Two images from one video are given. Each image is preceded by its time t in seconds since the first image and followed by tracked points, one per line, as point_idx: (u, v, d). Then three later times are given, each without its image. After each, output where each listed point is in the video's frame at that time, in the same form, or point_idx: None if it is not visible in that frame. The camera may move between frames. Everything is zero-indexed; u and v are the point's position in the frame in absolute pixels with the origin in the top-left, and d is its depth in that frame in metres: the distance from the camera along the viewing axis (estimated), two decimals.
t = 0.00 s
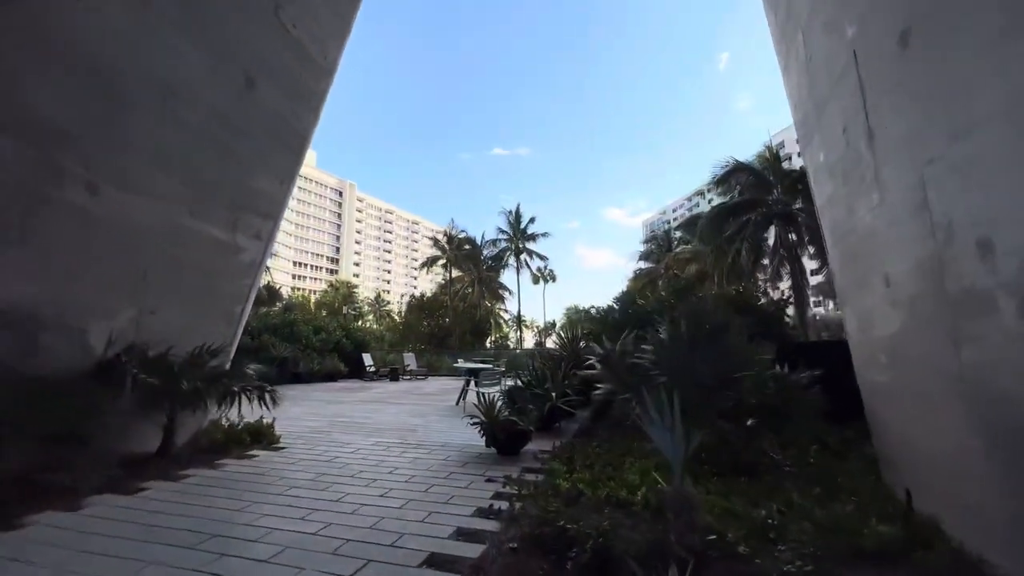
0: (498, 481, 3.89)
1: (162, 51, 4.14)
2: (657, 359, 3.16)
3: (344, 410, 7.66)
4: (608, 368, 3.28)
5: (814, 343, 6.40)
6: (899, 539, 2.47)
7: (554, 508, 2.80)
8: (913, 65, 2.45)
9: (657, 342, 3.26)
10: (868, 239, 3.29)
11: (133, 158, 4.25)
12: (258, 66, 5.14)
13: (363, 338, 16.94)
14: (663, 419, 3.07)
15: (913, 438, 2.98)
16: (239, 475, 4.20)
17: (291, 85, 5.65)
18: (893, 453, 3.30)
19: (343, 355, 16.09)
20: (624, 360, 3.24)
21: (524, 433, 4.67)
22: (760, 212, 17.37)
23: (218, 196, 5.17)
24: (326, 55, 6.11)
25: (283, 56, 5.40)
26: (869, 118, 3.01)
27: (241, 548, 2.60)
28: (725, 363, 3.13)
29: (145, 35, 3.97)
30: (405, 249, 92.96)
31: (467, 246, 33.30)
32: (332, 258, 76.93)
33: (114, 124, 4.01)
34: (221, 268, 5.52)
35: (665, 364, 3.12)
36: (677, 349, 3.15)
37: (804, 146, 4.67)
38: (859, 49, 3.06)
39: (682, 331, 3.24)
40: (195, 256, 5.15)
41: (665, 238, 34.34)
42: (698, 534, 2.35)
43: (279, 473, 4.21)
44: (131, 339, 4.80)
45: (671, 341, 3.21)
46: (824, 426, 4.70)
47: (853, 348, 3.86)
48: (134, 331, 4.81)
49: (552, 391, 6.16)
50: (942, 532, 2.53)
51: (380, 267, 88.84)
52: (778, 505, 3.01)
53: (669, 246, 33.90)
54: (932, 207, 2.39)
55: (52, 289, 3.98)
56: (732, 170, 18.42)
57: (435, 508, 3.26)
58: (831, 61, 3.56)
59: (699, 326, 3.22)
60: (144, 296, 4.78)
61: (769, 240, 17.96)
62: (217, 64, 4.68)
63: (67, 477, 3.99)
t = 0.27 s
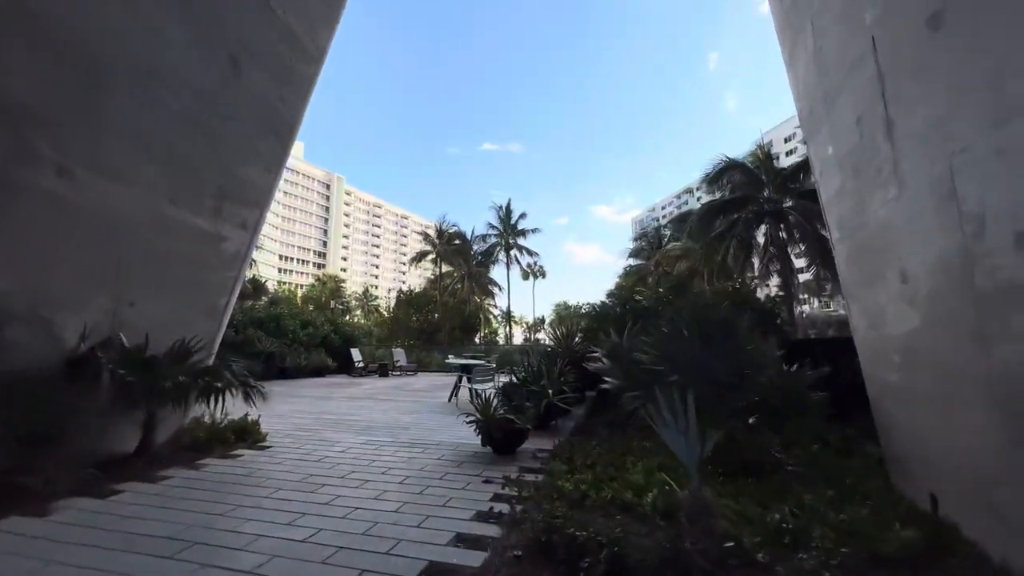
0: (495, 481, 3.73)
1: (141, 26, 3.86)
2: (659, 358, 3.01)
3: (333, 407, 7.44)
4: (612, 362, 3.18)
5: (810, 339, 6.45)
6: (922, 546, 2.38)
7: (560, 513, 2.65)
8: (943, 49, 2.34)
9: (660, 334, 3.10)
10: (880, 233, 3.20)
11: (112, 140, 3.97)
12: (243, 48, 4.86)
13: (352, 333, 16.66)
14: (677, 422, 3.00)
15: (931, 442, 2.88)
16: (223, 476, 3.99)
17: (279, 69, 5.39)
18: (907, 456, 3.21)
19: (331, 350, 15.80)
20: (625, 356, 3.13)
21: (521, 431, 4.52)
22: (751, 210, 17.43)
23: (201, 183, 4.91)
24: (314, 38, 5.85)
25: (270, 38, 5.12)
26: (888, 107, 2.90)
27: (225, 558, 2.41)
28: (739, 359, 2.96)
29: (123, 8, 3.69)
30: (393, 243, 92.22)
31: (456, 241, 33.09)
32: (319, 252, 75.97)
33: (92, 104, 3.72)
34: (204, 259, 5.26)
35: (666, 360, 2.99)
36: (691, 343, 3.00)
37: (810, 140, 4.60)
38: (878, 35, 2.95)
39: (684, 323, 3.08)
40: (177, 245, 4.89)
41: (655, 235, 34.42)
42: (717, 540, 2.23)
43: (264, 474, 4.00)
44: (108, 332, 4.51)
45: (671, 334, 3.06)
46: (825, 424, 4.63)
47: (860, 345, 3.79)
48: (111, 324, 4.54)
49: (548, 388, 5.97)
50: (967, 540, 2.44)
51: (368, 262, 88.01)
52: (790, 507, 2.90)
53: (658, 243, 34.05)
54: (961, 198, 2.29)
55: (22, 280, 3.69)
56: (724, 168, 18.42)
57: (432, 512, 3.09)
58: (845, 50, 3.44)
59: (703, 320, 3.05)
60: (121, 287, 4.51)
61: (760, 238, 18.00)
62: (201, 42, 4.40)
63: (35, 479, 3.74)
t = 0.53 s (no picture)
0: (500, 481, 3.58)
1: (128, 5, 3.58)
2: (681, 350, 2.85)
3: (325, 404, 7.22)
4: (625, 359, 2.94)
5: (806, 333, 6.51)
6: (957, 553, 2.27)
7: (576, 516, 2.50)
8: (981, 32, 2.22)
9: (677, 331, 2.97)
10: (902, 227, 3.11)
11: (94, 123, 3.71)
12: (234, 30, 4.58)
13: (342, 327, 16.40)
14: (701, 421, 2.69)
15: (961, 445, 2.78)
16: (212, 476, 3.78)
17: (272, 53, 5.10)
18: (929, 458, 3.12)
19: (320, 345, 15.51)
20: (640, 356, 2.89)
21: (524, 429, 4.39)
22: (744, 207, 17.49)
23: (188, 169, 4.65)
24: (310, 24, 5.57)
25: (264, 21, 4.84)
26: (916, 96, 2.79)
27: (218, 568, 2.23)
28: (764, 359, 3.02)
29: None
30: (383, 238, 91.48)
31: (447, 235, 32.85)
32: (307, 246, 75.04)
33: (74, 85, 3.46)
34: (190, 249, 5.01)
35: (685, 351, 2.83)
36: (709, 337, 2.90)
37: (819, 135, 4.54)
38: (904, 21, 2.83)
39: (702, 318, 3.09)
40: (161, 234, 4.63)
41: (646, 233, 34.50)
42: (746, 546, 2.10)
43: (256, 475, 3.80)
44: (87, 323, 4.30)
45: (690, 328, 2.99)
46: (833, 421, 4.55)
47: (874, 343, 3.71)
48: (91, 316, 4.31)
49: (549, 383, 5.83)
50: (1000, 547, 2.34)
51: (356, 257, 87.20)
52: (811, 509, 2.80)
53: (649, 240, 34.18)
54: (1002, 190, 2.19)
55: None
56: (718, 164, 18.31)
57: (436, 514, 2.93)
58: (862, 39, 3.35)
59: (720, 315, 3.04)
60: (102, 276, 4.26)
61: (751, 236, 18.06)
62: (190, 23, 4.13)
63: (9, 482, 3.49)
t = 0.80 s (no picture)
0: (507, 489, 3.43)
1: None
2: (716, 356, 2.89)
3: (316, 405, 6.98)
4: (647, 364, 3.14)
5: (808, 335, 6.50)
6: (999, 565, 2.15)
7: (597, 531, 2.36)
8: None
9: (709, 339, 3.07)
10: (924, 229, 3.03)
11: (72, 108, 3.46)
12: (222, 14, 4.29)
13: (331, 325, 16.08)
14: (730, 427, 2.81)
15: (992, 454, 2.69)
16: (200, 484, 3.56)
17: (262, 40, 4.82)
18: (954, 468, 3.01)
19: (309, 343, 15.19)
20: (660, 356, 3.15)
21: (526, 432, 4.23)
22: (737, 207, 17.54)
23: (175, 159, 4.41)
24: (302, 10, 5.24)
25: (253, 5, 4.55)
26: (946, 92, 2.69)
27: None
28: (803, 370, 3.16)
29: None
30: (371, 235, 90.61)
31: (437, 233, 32.56)
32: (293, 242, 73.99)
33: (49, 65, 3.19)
34: (175, 243, 4.76)
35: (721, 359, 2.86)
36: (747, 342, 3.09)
37: (831, 132, 4.48)
38: (931, 14, 2.71)
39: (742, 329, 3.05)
40: (145, 227, 4.39)
41: (636, 231, 34.53)
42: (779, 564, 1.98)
43: (247, 482, 3.59)
44: (64, 323, 4.02)
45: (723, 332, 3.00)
46: (842, 424, 4.44)
47: (889, 345, 3.62)
48: (69, 314, 4.05)
49: (550, 385, 5.67)
50: None
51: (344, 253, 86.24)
52: (834, 518, 2.69)
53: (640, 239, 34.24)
54: None
55: None
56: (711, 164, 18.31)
57: (443, 526, 2.77)
58: (879, 35, 3.28)
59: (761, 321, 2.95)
60: (81, 272, 4.01)
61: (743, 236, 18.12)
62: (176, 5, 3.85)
63: None
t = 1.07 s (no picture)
0: (509, 495, 3.25)
1: None
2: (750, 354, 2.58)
3: (302, 406, 6.71)
4: (666, 357, 2.83)
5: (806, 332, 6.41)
6: None
7: (616, 545, 2.19)
8: None
9: (736, 330, 2.75)
10: (942, 225, 2.95)
11: (35, 88, 3.19)
12: None
13: (317, 323, 15.73)
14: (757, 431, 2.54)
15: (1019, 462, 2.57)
16: (179, 492, 3.32)
17: (249, 23, 4.51)
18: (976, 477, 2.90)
19: (294, 341, 14.83)
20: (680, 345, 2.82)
21: (527, 434, 4.07)
22: (726, 208, 17.63)
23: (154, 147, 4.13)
24: None
25: None
26: (971, 83, 2.59)
27: None
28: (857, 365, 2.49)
29: None
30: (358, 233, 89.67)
31: (425, 231, 32.24)
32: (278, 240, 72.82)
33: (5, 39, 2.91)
34: (155, 236, 4.49)
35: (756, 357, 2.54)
36: (788, 336, 2.52)
37: (841, 124, 4.37)
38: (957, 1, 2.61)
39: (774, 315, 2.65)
40: (121, 218, 4.11)
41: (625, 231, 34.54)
42: None
43: (230, 490, 3.36)
44: (33, 316, 3.79)
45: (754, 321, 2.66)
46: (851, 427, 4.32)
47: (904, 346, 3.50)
48: (38, 307, 3.82)
49: (548, 385, 5.50)
50: None
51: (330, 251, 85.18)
52: (855, 527, 2.57)
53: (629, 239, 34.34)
54: None
55: None
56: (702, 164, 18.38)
57: (444, 538, 2.58)
58: (897, 25, 3.18)
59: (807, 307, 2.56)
60: (48, 265, 3.74)
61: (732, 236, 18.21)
62: None
63: None
